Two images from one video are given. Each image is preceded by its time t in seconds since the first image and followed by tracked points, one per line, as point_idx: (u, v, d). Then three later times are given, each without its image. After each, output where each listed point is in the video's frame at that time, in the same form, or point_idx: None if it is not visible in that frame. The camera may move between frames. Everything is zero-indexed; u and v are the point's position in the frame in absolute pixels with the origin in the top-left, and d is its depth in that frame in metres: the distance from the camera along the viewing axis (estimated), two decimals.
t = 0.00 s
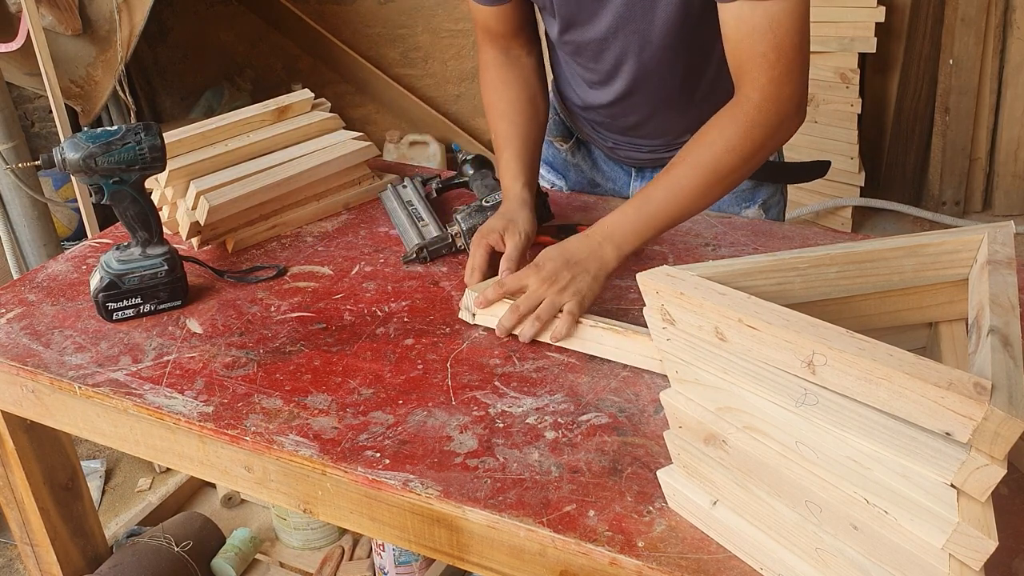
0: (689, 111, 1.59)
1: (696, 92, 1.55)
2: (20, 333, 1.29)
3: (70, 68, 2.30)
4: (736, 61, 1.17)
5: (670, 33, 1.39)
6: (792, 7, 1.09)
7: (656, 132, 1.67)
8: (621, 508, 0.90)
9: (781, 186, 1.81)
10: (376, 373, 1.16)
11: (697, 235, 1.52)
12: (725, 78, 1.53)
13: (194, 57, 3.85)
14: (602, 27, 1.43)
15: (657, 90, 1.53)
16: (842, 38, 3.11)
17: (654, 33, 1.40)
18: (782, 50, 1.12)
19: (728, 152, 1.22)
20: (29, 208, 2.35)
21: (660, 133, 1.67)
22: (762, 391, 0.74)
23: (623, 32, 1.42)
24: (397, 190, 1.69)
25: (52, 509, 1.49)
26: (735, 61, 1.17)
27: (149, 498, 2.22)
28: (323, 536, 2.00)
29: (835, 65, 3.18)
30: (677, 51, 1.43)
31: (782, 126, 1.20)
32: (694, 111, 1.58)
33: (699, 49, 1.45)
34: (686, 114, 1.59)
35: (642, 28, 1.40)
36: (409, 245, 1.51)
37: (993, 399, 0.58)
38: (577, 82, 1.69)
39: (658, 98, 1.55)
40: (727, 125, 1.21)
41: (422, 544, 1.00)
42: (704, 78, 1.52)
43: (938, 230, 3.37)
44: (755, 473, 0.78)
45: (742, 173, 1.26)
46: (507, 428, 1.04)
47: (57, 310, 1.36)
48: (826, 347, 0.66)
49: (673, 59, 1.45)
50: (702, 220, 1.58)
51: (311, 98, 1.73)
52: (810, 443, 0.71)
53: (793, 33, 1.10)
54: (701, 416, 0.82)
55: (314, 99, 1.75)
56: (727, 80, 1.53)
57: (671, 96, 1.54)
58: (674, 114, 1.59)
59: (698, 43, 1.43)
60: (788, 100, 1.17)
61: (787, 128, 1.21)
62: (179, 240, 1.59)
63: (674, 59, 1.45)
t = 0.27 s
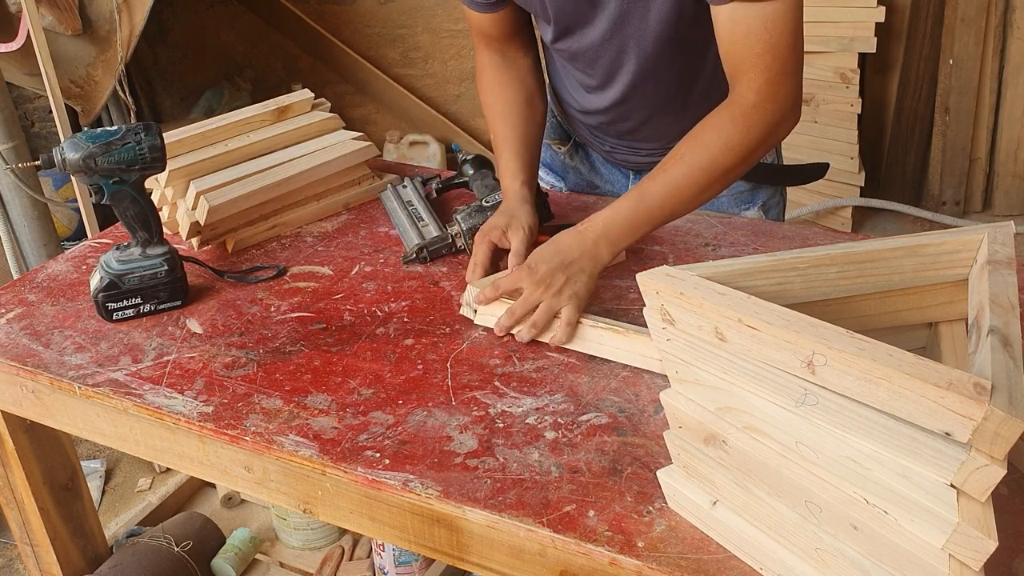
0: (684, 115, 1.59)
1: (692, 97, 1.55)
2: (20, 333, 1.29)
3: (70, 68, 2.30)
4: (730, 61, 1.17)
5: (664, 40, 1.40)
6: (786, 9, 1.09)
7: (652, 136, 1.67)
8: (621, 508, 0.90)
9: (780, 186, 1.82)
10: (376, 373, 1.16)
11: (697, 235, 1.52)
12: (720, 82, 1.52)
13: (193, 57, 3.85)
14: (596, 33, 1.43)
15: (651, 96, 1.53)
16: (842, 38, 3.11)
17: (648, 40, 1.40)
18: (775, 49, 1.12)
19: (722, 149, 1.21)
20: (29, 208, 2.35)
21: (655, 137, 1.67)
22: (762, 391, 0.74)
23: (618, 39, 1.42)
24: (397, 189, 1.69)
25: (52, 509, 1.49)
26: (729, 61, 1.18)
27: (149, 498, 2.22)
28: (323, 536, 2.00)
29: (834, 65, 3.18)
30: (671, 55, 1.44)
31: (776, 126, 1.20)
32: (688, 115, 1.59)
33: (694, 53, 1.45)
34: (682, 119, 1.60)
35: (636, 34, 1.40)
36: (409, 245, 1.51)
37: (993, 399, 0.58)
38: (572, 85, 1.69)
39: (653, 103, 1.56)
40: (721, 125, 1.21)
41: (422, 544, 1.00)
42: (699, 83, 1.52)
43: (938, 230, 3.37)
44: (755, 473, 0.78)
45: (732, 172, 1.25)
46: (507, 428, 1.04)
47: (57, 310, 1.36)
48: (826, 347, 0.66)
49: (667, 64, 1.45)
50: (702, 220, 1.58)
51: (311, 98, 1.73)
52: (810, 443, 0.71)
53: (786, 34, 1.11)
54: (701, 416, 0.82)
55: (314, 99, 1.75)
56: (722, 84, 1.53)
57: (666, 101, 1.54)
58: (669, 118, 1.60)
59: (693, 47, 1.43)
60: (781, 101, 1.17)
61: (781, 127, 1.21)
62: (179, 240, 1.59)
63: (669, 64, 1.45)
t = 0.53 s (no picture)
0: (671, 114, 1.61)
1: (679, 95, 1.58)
2: (20, 333, 1.29)
3: (70, 68, 2.30)
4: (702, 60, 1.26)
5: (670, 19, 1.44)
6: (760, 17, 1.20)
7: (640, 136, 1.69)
8: (621, 508, 0.90)
9: (779, 184, 1.82)
10: (376, 373, 1.16)
11: (697, 235, 1.52)
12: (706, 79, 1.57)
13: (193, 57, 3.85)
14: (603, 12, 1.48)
15: (638, 86, 1.57)
16: (842, 38, 3.11)
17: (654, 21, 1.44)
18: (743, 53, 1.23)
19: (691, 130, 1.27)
20: (29, 208, 2.35)
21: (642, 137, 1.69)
22: (762, 391, 0.74)
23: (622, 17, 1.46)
24: (398, 189, 1.69)
25: (52, 509, 1.49)
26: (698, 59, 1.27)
27: (149, 498, 2.22)
28: (323, 536, 2.00)
29: (835, 65, 3.17)
30: (674, 40, 1.49)
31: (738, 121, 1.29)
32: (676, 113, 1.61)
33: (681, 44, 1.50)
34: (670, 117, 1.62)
35: (641, 15, 1.45)
36: (409, 245, 1.51)
37: (993, 399, 0.58)
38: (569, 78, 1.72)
39: (641, 96, 1.60)
40: (689, 107, 1.26)
41: (421, 544, 1.00)
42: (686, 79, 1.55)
43: (938, 230, 3.37)
44: (755, 474, 0.78)
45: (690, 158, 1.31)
46: (507, 428, 1.04)
47: (57, 310, 1.36)
48: (826, 347, 0.66)
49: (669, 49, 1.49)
50: (702, 220, 1.58)
51: (311, 98, 1.73)
52: (810, 443, 0.71)
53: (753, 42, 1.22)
54: (701, 416, 0.82)
55: (314, 99, 1.74)
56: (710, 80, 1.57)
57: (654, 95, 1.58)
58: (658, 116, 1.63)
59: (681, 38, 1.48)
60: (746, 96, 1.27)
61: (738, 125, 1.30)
62: (179, 240, 1.59)
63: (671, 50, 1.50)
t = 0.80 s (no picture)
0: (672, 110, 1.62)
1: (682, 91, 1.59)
2: (20, 333, 1.29)
3: (70, 68, 2.30)
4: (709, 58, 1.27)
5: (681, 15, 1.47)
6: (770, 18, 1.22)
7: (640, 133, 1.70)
8: (621, 508, 0.90)
9: (777, 184, 1.82)
10: (376, 373, 1.16)
11: (697, 235, 1.52)
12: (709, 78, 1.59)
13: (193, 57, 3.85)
14: (613, 8, 1.49)
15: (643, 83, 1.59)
16: (842, 38, 3.11)
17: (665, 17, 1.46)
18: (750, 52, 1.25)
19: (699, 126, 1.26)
20: (29, 208, 2.35)
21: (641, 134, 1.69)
22: (762, 391, 0.74)
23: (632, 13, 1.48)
24: (397, 189, 1.69)
25: (52, 509, 1.49)
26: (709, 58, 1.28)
27: (149, 498, 2.22)
28: (323, 536, 2.00)
29: (834, 65, 3.17)
30: (682, 38, 1.51)
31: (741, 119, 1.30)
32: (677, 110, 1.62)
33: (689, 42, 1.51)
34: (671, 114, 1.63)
35: (650, 14, 1.47)
36: (409, 245, 1.51)
37: (993, 399, 0.58)
38: (568, 74, 1.73)
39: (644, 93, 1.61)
40: (692, 107, 1.26)
41: (421, 544, 1.00)
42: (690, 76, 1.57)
43: (938, 230, 3.37)
44: (755, 473, 0.78)
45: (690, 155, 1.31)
46: (507, 428, 1.04)
47: (58, 310, 1.36)
48: (826, 347, 0.66)
49: (677, 45, 1.51)
50: (702, 220, 1.58)
51: (311, 98, 1.73)
52: (809, 443, 0.71)
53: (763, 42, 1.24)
54: (701, 416, 0.82)
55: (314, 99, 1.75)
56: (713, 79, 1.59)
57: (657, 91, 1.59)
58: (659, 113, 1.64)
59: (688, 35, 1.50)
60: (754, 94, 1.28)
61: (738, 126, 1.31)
62: (179, 240, 1.59)
63: (679, 48, 1.52)
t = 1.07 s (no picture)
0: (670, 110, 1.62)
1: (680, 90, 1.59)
2: (20, 333, 1.29)
3: (70, 68, 2.30)
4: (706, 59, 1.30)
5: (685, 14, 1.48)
6: (767, 22, 1.25)
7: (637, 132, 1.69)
8: (621, 508, 0.90)
9: (776, 184, 1.82)
10: (376, 373, 1.16)
11: (697, 235, 1.52)
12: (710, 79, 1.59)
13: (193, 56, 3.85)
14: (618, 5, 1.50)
15: (643, 82, 1.59)
16: (842, 38, 3.11)
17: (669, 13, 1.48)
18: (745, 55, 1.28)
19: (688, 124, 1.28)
20: (29, 208, 2.35)
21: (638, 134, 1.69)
22: (763, 391, 0.74)
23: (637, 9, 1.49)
24: (396, 190, 1.69)
25: (52, 509, 1.49)
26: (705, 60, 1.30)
27: (149, 498, 2.22)
28: (323, 536, 2.00)
29: (835, 65, 3.17)
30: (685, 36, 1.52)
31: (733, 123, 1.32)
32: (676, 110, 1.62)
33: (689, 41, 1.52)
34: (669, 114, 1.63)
35: (654, 13, 1.48)
36: (409, 244, 1.51)
37: (993, 399, 0.58)
38: (568, 71, 1.73)
39: (643, 91, 1.61)
40: (687, 107, 1.28)
41: (421, 544, 1.00)
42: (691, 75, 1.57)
43: (938, 230, 3.37)
44: (755, 473, 0.78)
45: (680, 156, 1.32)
46: (507, 428, 1.04)
47: (57, 310, 1.36)
48: (826, 347, 0.66)
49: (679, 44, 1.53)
50: (702, 220, 1.58)
51: (311, 98, 1.73)
52: (810, 443, 0.71)
53: (758, 45, 1.27)
54: (701, 416, 0.82)
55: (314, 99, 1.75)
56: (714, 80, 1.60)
57: (657, 90, 1.59)
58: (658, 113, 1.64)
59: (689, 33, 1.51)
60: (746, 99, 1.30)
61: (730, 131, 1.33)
62: (179, 240, 1.59)
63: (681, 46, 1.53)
